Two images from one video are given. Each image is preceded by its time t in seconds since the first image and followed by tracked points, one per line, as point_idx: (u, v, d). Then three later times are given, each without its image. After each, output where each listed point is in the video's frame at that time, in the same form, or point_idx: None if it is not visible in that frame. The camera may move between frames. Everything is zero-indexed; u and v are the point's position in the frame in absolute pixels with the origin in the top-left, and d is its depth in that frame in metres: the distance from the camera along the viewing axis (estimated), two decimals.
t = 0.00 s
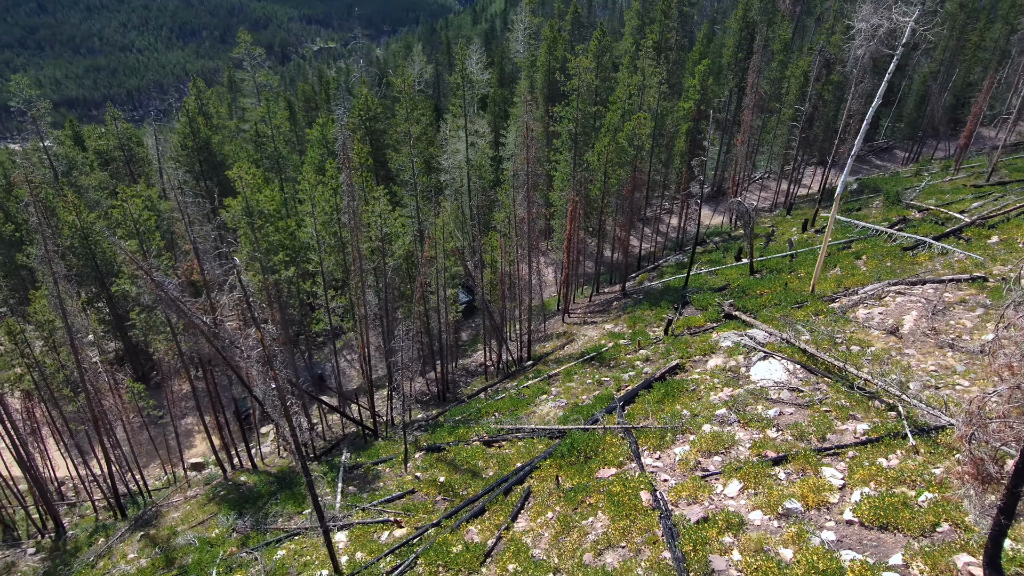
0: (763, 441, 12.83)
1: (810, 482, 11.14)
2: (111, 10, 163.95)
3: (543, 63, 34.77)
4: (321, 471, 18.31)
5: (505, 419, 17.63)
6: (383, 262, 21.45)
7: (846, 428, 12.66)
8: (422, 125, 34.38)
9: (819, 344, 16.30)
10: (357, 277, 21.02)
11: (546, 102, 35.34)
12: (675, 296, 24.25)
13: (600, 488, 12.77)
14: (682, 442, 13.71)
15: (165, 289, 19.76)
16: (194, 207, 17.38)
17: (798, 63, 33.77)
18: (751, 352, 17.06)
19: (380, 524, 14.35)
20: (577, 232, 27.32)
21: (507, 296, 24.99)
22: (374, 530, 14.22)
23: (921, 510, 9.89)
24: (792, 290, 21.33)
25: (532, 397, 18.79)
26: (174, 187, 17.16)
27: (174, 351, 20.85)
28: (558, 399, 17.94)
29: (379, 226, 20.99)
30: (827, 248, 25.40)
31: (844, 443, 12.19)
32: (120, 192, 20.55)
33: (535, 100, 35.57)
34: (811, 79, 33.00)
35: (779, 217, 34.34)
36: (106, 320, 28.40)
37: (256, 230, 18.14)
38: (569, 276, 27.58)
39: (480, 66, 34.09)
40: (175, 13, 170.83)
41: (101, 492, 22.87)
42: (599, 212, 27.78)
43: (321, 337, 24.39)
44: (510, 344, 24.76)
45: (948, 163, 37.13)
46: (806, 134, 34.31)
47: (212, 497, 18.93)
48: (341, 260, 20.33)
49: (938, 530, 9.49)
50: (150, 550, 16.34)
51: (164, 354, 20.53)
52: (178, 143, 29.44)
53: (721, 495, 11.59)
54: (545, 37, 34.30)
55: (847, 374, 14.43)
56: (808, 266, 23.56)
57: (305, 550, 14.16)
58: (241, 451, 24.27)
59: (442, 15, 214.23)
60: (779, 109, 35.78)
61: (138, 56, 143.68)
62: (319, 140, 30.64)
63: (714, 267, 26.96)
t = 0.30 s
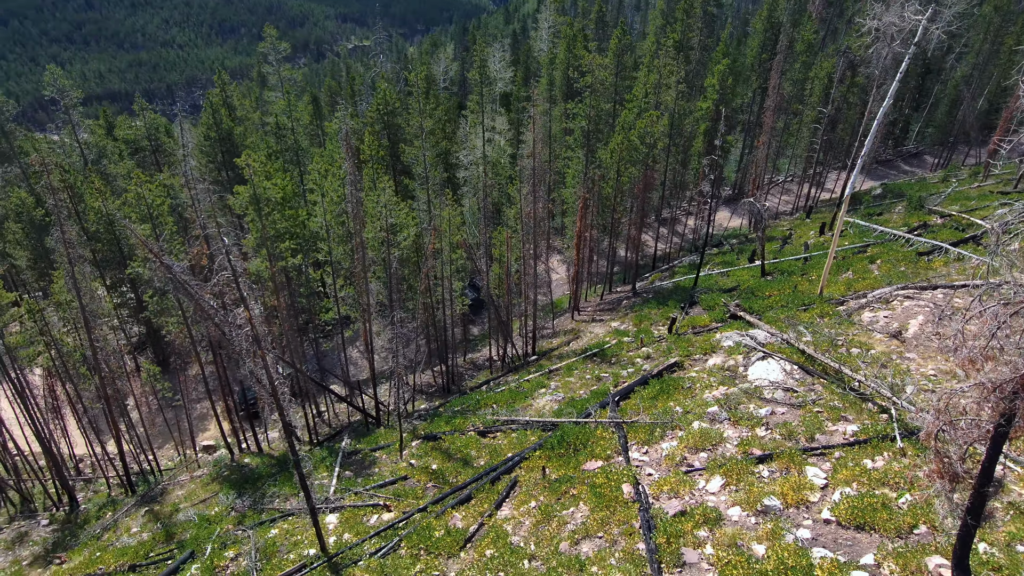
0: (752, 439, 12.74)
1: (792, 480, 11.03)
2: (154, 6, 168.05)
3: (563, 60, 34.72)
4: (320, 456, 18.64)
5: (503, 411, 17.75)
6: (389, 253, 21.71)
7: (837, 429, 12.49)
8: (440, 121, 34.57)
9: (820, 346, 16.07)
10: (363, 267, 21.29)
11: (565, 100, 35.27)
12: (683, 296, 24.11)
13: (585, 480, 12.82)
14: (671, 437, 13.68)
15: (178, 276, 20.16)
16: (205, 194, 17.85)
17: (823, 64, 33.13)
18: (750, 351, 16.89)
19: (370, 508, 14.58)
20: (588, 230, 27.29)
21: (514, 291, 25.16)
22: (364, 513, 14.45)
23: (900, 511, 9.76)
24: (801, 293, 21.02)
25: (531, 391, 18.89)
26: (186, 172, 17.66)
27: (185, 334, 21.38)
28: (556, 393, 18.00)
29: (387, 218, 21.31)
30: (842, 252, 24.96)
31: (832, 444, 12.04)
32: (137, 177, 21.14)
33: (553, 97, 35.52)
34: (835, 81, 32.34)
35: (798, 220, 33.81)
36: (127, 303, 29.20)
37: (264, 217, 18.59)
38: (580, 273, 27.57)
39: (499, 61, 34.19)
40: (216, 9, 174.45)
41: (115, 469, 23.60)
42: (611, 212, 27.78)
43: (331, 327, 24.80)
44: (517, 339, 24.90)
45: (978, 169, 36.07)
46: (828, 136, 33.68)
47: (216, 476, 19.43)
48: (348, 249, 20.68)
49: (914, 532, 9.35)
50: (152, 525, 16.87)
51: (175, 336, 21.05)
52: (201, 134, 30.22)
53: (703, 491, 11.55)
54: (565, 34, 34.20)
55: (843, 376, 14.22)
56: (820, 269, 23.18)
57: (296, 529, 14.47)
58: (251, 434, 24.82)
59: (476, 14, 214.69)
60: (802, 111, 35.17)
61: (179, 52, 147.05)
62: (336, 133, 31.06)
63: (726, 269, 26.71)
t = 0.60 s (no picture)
0: (748, 439, 12.57)
1: (783, 481, 10.86)
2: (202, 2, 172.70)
3: (589, 58, 34.61)
4: (327, 441, 19.00)
5: (506, 404, 17.83)
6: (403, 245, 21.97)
7: (835, 433, 12.25)
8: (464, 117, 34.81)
9: (828, 350, 15.75)
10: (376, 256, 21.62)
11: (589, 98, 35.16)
12: (698, 297, 23.86)
13: (577, 473, 12.82)
14: (667, 434, 13.58)
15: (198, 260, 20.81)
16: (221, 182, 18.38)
17: (855, 66, 32.33)
18: (757, 353, 16.64)
19: (367, 492, 14.81)
20: (605, 228, 27.18)
21: (528, 286, 25.25)
22: (361, 497, 14.69)
23: (888, 516, 9.56)
24: (817, 297, 20.61)
25: (537, 385, 18.93)
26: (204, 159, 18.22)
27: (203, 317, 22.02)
28: (560, 388, 18.00)
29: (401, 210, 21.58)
30: (865, 258, 24.37)
31: (829, 447, 11.81)
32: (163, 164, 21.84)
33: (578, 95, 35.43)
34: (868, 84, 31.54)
35: (825, 226, 33.11)
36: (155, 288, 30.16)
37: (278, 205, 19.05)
38: (596, 271, 27.50)
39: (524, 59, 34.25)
40: (261, 7, 178.29)
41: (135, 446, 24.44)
42: (630, 211, 27.64)
43: (347, 316, 25.24)
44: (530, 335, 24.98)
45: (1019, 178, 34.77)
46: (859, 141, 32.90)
47: (227, 456, 19.98)
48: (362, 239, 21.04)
49: (901, 537, 9.14)
50: (162, 500, 17.46)
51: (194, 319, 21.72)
52: (231, 125, 31.03)
53: (693, 487, 11.45)
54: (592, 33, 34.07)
55: (847, 380, 13.93)
56: (840, 275, 22.67)
57: (295, 509, 14.79)
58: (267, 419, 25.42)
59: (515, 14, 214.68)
60: (834, 114, 34.37)
61: (224, 48, 150.93)
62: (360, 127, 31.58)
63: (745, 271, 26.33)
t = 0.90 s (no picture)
0: (740, 442, 12.37)
1: (769, 485, 10.65)
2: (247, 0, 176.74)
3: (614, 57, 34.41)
4: (331, 429, 19.30)
5: (507, 398, 17.88)
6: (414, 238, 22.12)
7: (830, 439, 11.97)
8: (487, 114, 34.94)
9: (834, 356, 15.38)
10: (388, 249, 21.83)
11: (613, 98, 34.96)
12: (712, 300, 23.55)
13: (566, 468, 12.77)
14: (660, 434, 13.44)
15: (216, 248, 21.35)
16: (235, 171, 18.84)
17: (888, 69, 31.47)
18: (762, 356, 16.34)
19: (363, 479, 14.99)
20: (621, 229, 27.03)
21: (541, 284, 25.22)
22: (356, 484, 14.87)
23: (872, 525, 9.31)
24: (832, 303, 20.14)
25: (540, 381, 18.92)
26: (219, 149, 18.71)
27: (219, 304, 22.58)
28: (562, 385, 17.97)
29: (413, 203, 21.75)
30: (888, 265, 23.72)
31: (822, 453, 11.54)
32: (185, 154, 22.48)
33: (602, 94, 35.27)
34: (900, 87, 30.65)
35: (852, 232, 32.32)
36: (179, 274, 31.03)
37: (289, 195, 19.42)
38: (611, 271, 27.36)
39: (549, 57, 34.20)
40: (304, 5, 181.46)
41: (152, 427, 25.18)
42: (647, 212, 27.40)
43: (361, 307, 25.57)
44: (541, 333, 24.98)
45: None
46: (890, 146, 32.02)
47: (236, 440, 20.46)
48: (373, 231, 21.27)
49: (882, 546, 8.89)
50: (170, 479, 17.98)
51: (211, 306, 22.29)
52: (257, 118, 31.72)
53: (679, 488, 11.31)
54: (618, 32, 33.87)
55: (850, 387, 13.59)
56: (859, 281, 22.12)
57: (292, 493, 15.07)
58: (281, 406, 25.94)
59: (554, 14, 213.80)
60: (864, 118, 33.51)
61: (266, 44, 154.24)
62: (383, 122, 31.95)
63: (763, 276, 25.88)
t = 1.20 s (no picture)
0: (729, 450, 12.09)
1: (749, 494, 10.38)
2: None
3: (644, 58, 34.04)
4: (336, 418, 19.60)
5: (508, 396, 17.89)
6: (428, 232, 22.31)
7: (822, 451, 11.60)
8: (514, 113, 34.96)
9: (841, 367, 14.91)
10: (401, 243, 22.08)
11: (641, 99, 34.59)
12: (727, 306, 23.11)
13: (551, 467, 12.69)
14: (650, 438, 13.24)
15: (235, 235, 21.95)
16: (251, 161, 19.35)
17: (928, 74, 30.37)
18: (767, 364, 15.95)
19: (356, 468, 15.16)
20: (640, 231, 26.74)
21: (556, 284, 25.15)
22: (349, 473, 15.05)
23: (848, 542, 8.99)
24: (849, 313, 19.55)
25: (543, 380, 18.87)
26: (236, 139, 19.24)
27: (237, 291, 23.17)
28: (563, 385, 17.88)
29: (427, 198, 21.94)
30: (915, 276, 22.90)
31: (810, 465, 11.19)
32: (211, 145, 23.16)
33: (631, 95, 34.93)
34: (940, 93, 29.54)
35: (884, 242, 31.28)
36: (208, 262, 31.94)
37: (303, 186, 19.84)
38: (628, 274, 27.09)
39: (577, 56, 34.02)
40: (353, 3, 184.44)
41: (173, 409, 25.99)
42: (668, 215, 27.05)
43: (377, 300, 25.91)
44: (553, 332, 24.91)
45: None
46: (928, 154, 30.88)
47: (246, 424, 20.96)
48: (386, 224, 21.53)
49: (856, 564, 8.56)
50: (178, 458, 18.53)
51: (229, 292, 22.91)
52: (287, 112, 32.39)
53: (659, 493, 11.12)
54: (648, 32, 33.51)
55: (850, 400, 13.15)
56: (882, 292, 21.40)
57: (288, 478, 15.36)
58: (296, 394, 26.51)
59: (600, 15, 212.33)
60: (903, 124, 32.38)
61: (315, 41, 157.32)
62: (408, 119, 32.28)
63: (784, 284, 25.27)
